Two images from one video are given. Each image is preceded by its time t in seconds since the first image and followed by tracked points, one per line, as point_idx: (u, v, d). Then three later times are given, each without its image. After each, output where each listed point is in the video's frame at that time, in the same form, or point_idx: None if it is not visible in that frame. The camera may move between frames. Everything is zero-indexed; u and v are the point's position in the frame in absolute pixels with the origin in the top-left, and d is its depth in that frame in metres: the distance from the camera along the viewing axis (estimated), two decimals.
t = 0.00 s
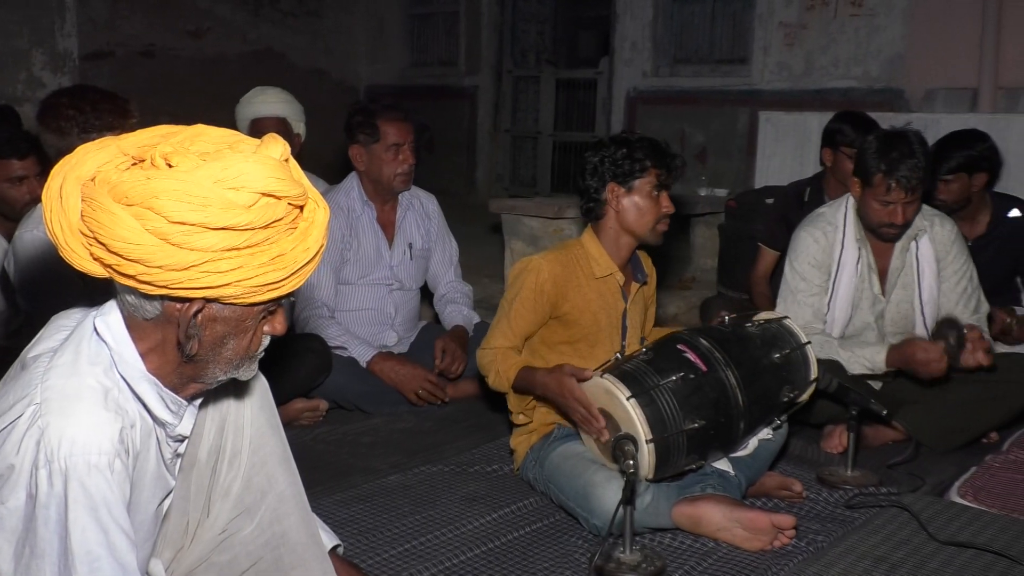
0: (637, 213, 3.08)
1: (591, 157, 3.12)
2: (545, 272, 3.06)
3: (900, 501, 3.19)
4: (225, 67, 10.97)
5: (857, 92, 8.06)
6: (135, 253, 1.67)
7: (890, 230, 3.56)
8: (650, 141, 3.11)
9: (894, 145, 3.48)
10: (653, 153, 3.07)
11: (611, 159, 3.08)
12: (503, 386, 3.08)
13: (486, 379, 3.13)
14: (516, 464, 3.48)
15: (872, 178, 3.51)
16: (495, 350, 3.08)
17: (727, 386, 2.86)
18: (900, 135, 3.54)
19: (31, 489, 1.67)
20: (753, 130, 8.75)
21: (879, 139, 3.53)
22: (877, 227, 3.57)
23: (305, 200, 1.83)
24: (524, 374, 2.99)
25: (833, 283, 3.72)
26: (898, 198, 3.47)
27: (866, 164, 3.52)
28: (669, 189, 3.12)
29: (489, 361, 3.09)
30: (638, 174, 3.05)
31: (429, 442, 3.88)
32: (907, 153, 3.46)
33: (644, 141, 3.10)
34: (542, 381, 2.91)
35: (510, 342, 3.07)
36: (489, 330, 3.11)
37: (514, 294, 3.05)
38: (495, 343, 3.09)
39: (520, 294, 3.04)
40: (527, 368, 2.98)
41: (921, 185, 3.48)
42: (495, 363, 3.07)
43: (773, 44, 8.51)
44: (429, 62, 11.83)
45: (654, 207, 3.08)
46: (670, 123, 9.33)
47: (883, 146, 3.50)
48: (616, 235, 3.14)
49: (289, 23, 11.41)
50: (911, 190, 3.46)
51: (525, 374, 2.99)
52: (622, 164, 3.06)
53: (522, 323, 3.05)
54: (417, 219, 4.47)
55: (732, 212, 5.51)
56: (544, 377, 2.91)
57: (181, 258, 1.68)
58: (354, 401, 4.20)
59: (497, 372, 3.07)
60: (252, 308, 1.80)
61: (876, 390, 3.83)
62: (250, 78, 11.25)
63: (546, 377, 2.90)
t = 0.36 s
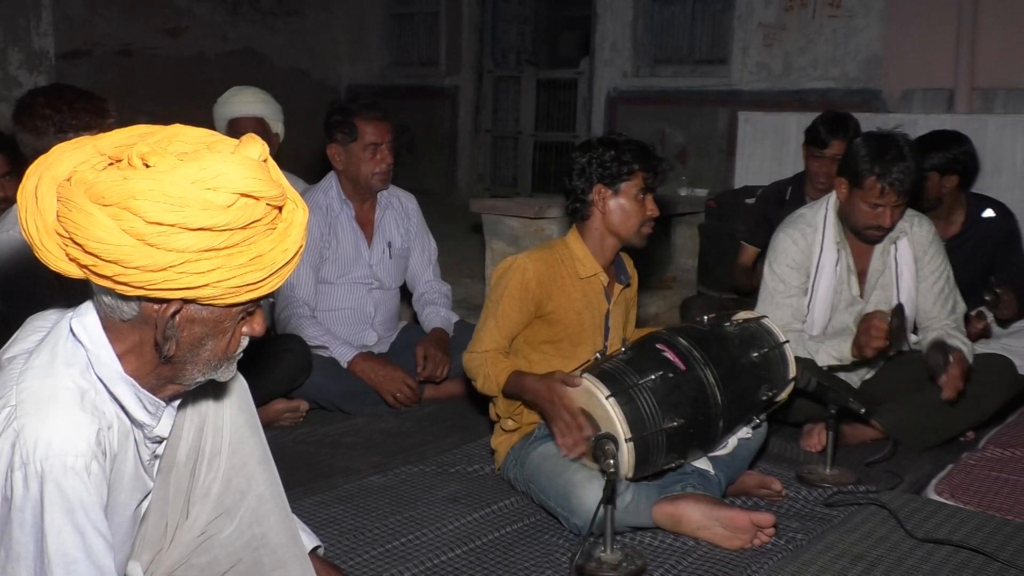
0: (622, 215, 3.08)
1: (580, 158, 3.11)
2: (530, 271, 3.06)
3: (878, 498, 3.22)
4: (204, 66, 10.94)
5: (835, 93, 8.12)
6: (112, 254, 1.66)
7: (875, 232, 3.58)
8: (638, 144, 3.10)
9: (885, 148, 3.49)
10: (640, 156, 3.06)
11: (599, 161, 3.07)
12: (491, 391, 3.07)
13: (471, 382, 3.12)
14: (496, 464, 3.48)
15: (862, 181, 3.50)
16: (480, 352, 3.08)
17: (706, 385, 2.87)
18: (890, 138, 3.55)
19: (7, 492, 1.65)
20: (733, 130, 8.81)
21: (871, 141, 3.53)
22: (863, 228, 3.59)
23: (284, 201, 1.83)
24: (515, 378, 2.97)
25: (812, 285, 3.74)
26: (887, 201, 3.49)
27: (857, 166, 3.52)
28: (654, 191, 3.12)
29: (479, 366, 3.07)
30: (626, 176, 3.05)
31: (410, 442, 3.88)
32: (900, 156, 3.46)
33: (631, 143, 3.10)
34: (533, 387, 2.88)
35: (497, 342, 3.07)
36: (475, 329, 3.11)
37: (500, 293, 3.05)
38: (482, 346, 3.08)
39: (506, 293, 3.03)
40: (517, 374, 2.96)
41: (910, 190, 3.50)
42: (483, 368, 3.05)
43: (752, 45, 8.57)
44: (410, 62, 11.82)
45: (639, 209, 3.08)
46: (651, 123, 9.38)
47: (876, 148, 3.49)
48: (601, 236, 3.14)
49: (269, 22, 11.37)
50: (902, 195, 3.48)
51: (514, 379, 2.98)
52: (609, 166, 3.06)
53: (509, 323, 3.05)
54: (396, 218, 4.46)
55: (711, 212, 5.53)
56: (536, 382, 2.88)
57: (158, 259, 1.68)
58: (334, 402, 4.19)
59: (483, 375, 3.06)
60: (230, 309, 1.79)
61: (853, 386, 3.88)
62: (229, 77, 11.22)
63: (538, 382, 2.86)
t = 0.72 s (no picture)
0: (611, 219, 3.08)
1: (575, 159, 3.09)
2: (515, 266, 3.07)
3: (860, 496, 3.24)
4: (185, 66, 10.92)
5: (817, 93, 8.16)
6: (90, 255, 1.64)
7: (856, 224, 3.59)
8: (633, 151, 3.09)
9: (864, 140, 3.53)
10: (637, 164, 3.06)
11: (594, 167, 3.04)
12: (474, 389, 3.07)
13: (454, 379, 3.12)
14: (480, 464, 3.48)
15: (842, 171, 3.53)
16: (464, 349, 3.07)
17: (690, 383, 2.87)
18: (868, 132, 3.59)
19: None
20: (716, 129, 8.86)
21: (849, 135, 3.57)
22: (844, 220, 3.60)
23: (264, 201, 1.82)
24: (496, 378, 2.96)
25: (793, 281, 3.76)
26: (868, 190, 3.51)
27: (835, 159, 3.55)
28: (644, 199, 3.13)
29: (459, 363, 3.07)
30: (620, 183, 3.04)
31: (394, 443, 3.87)
32: (878, 147, 3.51)
33: (629, 148, 3.09)
34: (518, 386, 2.87)
35: (481, 339, 3.06)
36: (460, 326, 3.10)
37: (485, 289, 3.05)
38: (465, 343, 3.07)
39: (491, 289, 3.03)
40: (501, 371, 2.96)
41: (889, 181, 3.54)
42: (465, 365, 3.06)
43: (735, 45, 8.61)
44: (393, 62, 11.79)
45: (628, 215, 3.09)
46: (634, 123, 9.42)
47: (855, 141, 3.54)
48: (589, 238, 3.14)
49: (250, 22, 11.34)
50: (881, 185, 3.50)
51: (497, 378, 2.97)
52: (606, 172, 3.04)
53: (494, 320, 3.05)
54: (380, 219, 4.45)
55: (695, 211, 5.53)
56: (520, 384, 2.87)
57: (137, 260, 1.67)
58: (318, 403, 4.17)
59: (466, 372, 3.05)
60: (210, 311, 1.78)
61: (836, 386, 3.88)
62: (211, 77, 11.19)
63: (522, 382, 2.86)
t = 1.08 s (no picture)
0: (586, 224, 3.07)
1: (552, 165, 3.04)
2: (487, 266, 3.08)
3: (836, 494, 3.26)
4: (160, 65, 10.90)
5: (794, 93, 8.23)
6: (59, 256, 1.63)
7: (833, 216, 3.64)
8: (609, 156, 3.05)
9: (836, 133, 3.60)
10: (612, 177, 3.02)
11: (569, 175, 3.00)
12: (456, 393, 3.05)
13: (429, 378, 3.12)
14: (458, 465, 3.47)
15: (817, 163, 3.59)
16: (438, 349, 3.07)
17: (667, 381, 2.88)
18: (841, 126, 3.65)
19: None
20: (693, 129, 8.91)
21: (820, 129, 3.63)
22: (821, 213, 3.65)
23: (237, 201, 1.81)
24: (477, 378, 2.97)
25: (768, 280, 3.79)
26: (843, 181, 3.57)
27: (808, 152, 3.61)
28: (619, 207, 3.10)
29: (436, 366, 3.06)
30: (595, 194, 3.02)
31: (372, 444, 3.86)
32: (851, 139, 3.58)
33: (607, 157, 3.04)
34: (497, 386, 2.88)
35: (454, 339, 3.06)
36: (433, 325, 3.10)
37: (457, 288, 3.06)
38: (440, 344, 3.07)
39: (463, 289, 3.04)
40: (481, 373, 2.96)
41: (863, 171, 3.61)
42: (442, 366, 3.05)
43: (712, 45, 8.66)
44: (372, 61, 11.78)
45: (603, 221, 3.07)
46: (612, 123, 9.47)
47: (827, 134, 3.60)
48: (564, 241, 3.13)
49: (227, 21, 11.31)
50: (855, 174, 3.57)
51: (479, 378, 2.97)
52: (581, 183, 3.00)
53: (467, 319, 3.05)
54: (360, 219, 4.43)
55: (673, 211, 5.54)
56: (502, 382, 2.87)
57: (108, 261, 1.65)
58: (295, 403, 4.15)
59: (440, 372, 3.06)
60: (184, 312, 1.77)
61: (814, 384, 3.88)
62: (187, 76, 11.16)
63: (503, 383, 2.86)
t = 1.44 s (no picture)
0: (554, 212, 3.10)
1: (506, 162, 3.15)
2: (466, 269, 3.06)
3: (817, 492, 3.28)
4: (139, 65, 10.85)
5: (775, 93, 8.28)
6: (40, 256, 1.62)
7: (807, 212, 3.67)
8: (560, 141, 3.14)
9: (799, 131, 3.67)
10: (565, 154, 3.11)
11: (524, 166, 3.11)
12: (435, 396, 3.07)
13: (411, 384, 3.11)
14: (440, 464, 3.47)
15: (782, 161, 3.65)
16: (420, 354, 3.07)
17: (648, 381, 2.89)
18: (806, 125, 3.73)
19: None
20: (675, 129, 8.95)
21: (784, 130, 3.71)
22: (795, 211, 3.68)
23: (219, 201, 1.81)
24: (456, 380, 2.97)
25: (750, 278, 3.80)
26: (810, 175, 3.61)
27: (774, 153, 3.68)
28: (584, 185, 3.15)
29: (417, 369, 3.07)
30: (553, 176, 3.09)
31: (354, 444, 3.85)
32: (813, 135, 3.65)
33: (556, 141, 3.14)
34: (476, 389, 2.89)
35: (436, 342, 3.06)
36: (414, 332, 3.10)
37: (437, 293, 3.06)
38: (421, 349, 3.07)
39: (443, 293, 3.04)
40: (458, 375, 2.97)
41: (829, 165, 3.66)
42: (424, 371, 3.05)
43: (694, 46, 8.71)
44: (353, 61, 11.76)
45: (571, 205, 3.11)
46: (594, 123, 9.50)
47: (789, 133, 3.68)
48: (536, 234, 3.16)
49: (207, 20, 11.28)
50: (821, 168, 3.62)
51: (456, 381, 2.97)
52: (535, 169, 3.09)
53: (447, 323, 3.05)
54: (340, 220, 4.42)
55: (655, 210, 5.56)
56: (479, 385, 2.88)
57: (89, 261, 1.65)
58: (277, 404, 4.14)
59: (424, 376, 3.05)
60: (165, 312, 1.76)
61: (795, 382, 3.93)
62: (167, 75, 11.11)
63: (481, 385, 2.87)
